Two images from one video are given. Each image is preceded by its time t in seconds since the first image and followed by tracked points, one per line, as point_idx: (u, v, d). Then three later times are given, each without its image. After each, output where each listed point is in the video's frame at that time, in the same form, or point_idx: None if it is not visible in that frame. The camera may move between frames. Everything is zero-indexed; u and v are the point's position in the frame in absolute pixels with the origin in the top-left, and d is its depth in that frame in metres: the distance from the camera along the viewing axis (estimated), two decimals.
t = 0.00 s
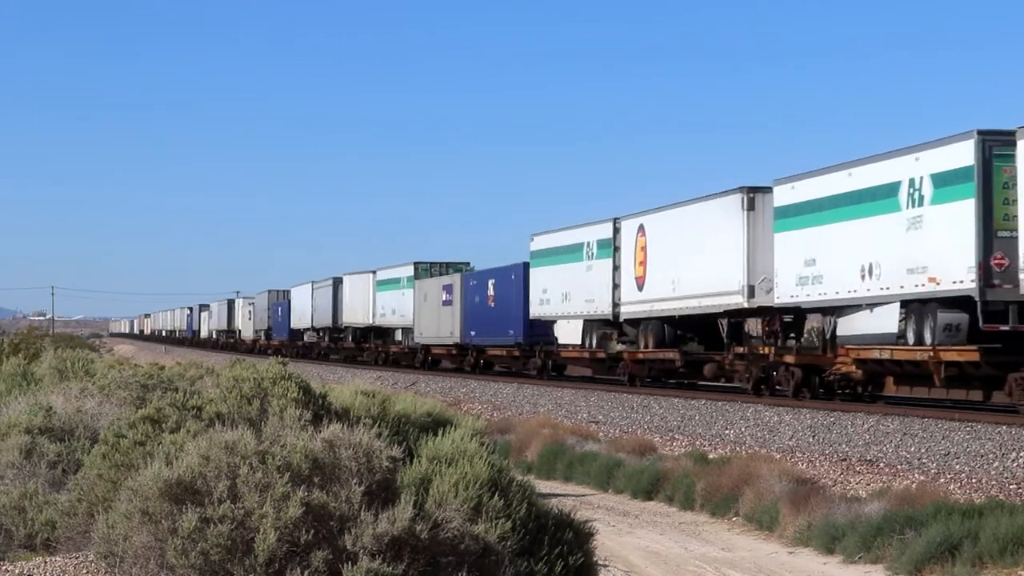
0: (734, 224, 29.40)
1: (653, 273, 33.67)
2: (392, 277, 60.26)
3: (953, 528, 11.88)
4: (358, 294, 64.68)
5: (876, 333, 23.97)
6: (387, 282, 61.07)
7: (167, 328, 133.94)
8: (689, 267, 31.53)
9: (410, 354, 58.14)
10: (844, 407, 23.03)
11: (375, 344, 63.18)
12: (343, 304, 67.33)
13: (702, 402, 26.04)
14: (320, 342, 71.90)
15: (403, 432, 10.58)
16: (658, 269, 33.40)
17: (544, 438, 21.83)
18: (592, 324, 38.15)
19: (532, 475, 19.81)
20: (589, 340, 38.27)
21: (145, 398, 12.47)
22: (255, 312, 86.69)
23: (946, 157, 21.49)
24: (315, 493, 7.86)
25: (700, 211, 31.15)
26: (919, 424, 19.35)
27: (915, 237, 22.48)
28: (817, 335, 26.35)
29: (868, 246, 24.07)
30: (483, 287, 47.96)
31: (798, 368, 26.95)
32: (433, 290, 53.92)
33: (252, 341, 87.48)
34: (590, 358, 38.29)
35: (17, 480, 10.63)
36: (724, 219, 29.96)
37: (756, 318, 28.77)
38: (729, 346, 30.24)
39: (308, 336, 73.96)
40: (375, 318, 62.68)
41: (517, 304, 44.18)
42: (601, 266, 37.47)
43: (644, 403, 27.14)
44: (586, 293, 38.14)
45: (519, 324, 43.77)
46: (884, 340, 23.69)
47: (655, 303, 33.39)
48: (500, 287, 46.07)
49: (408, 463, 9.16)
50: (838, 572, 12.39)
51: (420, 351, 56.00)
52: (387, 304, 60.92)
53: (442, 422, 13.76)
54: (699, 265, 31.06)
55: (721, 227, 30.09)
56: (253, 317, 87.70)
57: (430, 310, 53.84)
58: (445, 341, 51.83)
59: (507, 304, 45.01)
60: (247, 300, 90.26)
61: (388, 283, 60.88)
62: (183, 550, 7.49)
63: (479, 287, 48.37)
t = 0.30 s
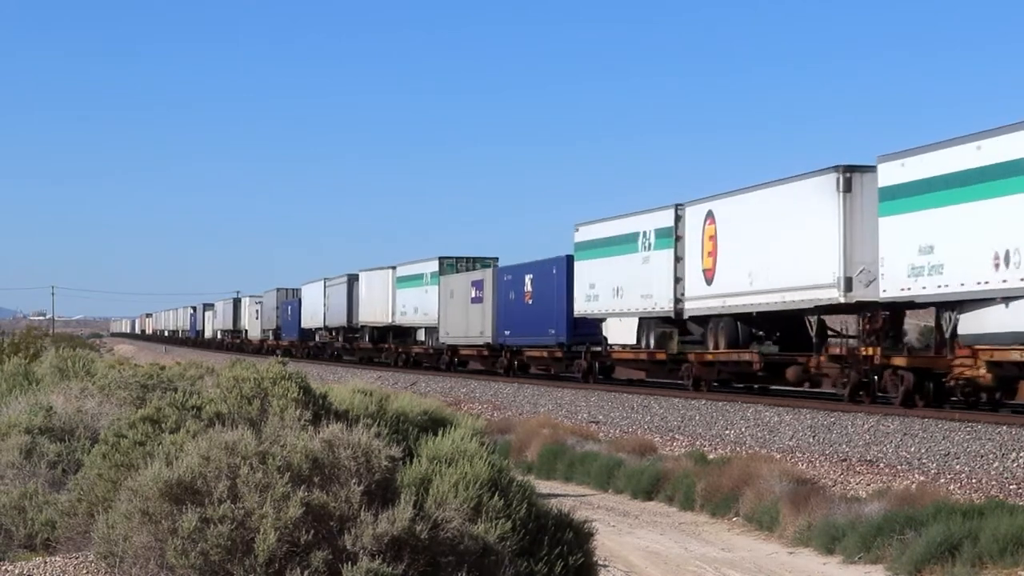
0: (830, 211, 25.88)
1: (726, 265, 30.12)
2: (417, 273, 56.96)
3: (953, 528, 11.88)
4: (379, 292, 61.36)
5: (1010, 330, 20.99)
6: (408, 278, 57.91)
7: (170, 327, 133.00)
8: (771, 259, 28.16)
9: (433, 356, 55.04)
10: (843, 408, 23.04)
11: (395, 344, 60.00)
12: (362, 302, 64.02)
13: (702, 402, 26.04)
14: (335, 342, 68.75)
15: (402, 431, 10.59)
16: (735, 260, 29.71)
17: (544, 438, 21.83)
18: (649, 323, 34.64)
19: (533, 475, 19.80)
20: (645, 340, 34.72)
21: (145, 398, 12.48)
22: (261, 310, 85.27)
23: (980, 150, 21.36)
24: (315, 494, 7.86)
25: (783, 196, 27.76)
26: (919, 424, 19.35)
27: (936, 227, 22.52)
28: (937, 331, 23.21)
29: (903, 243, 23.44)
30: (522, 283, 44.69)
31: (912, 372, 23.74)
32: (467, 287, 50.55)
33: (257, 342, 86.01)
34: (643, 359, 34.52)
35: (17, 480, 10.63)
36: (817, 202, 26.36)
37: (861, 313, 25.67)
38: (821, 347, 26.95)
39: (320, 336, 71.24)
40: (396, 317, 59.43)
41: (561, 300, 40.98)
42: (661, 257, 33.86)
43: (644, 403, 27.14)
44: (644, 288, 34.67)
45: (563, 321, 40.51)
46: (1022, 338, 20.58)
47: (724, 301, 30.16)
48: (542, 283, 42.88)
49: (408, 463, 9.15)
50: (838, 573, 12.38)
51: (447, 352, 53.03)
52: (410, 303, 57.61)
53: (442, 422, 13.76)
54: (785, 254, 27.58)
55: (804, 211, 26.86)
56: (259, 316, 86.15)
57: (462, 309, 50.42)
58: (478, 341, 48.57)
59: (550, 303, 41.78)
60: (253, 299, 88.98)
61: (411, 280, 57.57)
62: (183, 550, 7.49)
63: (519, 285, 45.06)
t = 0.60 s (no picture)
0: (951, 187, 21.73)
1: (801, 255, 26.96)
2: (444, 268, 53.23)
3: (954, 528, 11.88)
4: (402, 289, 57.69)
5: None
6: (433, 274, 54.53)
7: (172, 326, 132.00)
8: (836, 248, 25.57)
9: (461, 357, 51.52)
10: (843, 407, 23.04)
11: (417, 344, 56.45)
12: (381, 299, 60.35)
13: (702, 402, 26.03)
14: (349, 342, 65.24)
15: (402, 432, 10.58)
16: (813, 247, 26.38)
17: (544, 437, 21.82)
18: (720, 321, 30.62)
19: (533, 475, 19.79)
20: (715, 340, 30.76)
21: (145, 398, 12.47)
22: (267, 310, 83.75)
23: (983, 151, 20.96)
24: (315, 493, 7.85)
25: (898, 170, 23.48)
26: (919, 424, 19.34)
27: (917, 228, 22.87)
28: None
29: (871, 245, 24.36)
30: (564, 278, 40.96)
31: None
32: (503, 282, 46.77)
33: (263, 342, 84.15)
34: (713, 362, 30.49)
35: (16, 480, 10.62)
36: (884, 184, 23.97)
37: (991, 309, 21.37)
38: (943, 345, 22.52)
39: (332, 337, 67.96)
40: (418, 315, 55.86)
41: (609, 295, 37.23)
42: (704, 251, 31.34)
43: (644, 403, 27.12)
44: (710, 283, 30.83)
45: (612, 317, 36.69)
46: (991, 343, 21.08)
47: (784, 298, 27.62)
48: (588, 277, 39.06)
49: (408, 463, 9.15)
50: (839, 572, 12.37)
51: (474, 351, 49.66)
52: (436, 301, 54.00)
53: (441, 422, 13.73)
54: (871, 236, 24.41)
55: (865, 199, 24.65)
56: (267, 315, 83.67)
57: (497, 307, 46.65)
58: (513, 340, 44.82)
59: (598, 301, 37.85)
60: (258, 297, 87.63)
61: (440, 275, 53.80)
62: (184, 550, 7.49)
63: (562, 281, 41.33)
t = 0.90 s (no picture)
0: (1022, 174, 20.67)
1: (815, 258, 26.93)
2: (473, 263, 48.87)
3: (953, 529, 11.88)
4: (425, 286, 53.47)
5: None
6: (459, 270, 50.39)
7: (176, 326, 130.87)
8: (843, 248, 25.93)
9: (491, 360, 47.12)
10: (842, 408, 23.07)
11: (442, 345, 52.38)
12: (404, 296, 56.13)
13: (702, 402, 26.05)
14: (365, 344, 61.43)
15: (402, 432, 10.59)
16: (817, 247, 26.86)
17: (544, 437, 21.83)
18: (808, 318, 27.29)
19: (533, 475, 19.81)
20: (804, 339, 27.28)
21: (145, 397, 12.50)
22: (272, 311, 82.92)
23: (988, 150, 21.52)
24: (315, 493, 7.86)
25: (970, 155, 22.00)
26: (919, 424, 19.36)
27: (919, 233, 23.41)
28: None
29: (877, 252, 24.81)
30: (613, 269, 37.08)
31: None
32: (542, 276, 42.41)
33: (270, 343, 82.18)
34: (801, 366, 26.93)
35: (17, 480, 10.63)
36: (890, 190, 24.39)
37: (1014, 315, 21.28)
38: None
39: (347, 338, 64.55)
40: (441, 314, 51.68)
41: (667, 288, 33.57)
42: (760, 242, 29.12)
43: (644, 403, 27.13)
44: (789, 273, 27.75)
45: (672, 314, 33.01)
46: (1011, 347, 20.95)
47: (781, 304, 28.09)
48: (641, 267, 35.34)
49: (408, 463, 9.15)
50: (838, 572, 12.38)
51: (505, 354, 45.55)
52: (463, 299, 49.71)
53: (442, 422, 13.75)
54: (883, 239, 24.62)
55: (875, 206, 25.05)
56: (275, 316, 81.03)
57: (536, 303, 42.36)
58: (554, 340, 40.64)
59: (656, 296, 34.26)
60: (264, 298, 85.48)
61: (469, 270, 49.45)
62: (183, 550, 7.49)
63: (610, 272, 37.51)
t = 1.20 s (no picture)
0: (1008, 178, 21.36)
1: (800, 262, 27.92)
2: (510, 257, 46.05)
3: (953, 529, 11.88)
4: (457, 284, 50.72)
5: None
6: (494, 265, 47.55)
7: (179, 326, 130.54)
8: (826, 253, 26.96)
9: (529, 361, 44.50)
10: (842, 408, 23.08)
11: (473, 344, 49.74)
12: (432, 294, 53.34)
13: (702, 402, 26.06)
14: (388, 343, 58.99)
15: (402, 431, 10.59)
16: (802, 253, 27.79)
17: (544, 437, 21.82)
18: (924, 315, 23.90)
19: (533, 475, 19.80)
20: (919, 337, 23.89)
21: (145, 398, 12.50)
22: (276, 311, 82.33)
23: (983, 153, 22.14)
24: (314, 493, 7.85)
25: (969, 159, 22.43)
26: (919, 424, 19.35)
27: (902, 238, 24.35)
28: None
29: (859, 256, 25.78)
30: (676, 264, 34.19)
31: None
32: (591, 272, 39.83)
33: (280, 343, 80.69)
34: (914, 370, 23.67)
35: (16, 480, 10.62)
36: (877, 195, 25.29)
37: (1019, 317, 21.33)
38: None
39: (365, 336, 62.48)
40: (473, 313, 49.05)
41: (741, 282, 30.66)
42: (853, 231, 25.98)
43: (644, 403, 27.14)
44: (895, 261, 24.47)
45: (749, 311, 30.09)
46: None
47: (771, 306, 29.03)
48: (710, 260, 32.38)
49: (408, 463, 9.15)
50: (838, 573, 12.38)
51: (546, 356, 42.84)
52: (496, 297, 47.01)
53: (442, 422, 13.75)
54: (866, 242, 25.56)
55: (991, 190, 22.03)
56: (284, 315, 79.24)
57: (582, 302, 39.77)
58: (604, 340, 38.09)
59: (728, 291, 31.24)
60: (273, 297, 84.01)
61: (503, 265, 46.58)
62: (183, 550, 7.49)
63: (672, 266, 34.67)
